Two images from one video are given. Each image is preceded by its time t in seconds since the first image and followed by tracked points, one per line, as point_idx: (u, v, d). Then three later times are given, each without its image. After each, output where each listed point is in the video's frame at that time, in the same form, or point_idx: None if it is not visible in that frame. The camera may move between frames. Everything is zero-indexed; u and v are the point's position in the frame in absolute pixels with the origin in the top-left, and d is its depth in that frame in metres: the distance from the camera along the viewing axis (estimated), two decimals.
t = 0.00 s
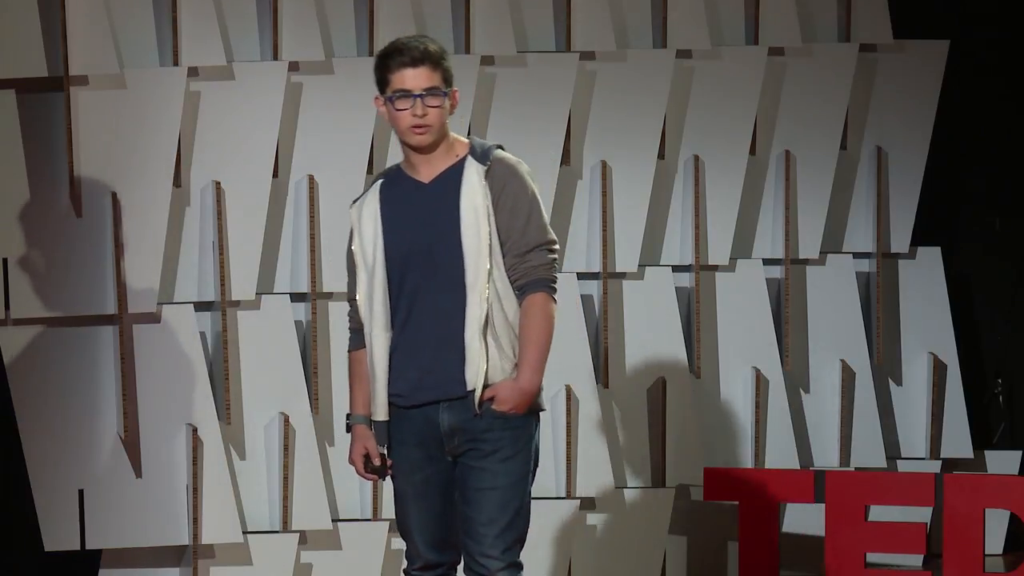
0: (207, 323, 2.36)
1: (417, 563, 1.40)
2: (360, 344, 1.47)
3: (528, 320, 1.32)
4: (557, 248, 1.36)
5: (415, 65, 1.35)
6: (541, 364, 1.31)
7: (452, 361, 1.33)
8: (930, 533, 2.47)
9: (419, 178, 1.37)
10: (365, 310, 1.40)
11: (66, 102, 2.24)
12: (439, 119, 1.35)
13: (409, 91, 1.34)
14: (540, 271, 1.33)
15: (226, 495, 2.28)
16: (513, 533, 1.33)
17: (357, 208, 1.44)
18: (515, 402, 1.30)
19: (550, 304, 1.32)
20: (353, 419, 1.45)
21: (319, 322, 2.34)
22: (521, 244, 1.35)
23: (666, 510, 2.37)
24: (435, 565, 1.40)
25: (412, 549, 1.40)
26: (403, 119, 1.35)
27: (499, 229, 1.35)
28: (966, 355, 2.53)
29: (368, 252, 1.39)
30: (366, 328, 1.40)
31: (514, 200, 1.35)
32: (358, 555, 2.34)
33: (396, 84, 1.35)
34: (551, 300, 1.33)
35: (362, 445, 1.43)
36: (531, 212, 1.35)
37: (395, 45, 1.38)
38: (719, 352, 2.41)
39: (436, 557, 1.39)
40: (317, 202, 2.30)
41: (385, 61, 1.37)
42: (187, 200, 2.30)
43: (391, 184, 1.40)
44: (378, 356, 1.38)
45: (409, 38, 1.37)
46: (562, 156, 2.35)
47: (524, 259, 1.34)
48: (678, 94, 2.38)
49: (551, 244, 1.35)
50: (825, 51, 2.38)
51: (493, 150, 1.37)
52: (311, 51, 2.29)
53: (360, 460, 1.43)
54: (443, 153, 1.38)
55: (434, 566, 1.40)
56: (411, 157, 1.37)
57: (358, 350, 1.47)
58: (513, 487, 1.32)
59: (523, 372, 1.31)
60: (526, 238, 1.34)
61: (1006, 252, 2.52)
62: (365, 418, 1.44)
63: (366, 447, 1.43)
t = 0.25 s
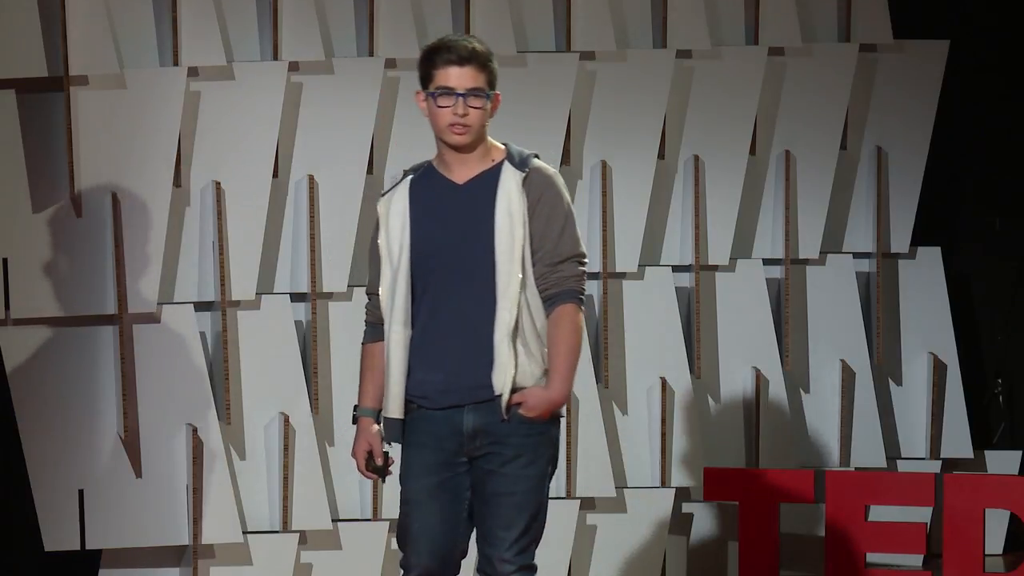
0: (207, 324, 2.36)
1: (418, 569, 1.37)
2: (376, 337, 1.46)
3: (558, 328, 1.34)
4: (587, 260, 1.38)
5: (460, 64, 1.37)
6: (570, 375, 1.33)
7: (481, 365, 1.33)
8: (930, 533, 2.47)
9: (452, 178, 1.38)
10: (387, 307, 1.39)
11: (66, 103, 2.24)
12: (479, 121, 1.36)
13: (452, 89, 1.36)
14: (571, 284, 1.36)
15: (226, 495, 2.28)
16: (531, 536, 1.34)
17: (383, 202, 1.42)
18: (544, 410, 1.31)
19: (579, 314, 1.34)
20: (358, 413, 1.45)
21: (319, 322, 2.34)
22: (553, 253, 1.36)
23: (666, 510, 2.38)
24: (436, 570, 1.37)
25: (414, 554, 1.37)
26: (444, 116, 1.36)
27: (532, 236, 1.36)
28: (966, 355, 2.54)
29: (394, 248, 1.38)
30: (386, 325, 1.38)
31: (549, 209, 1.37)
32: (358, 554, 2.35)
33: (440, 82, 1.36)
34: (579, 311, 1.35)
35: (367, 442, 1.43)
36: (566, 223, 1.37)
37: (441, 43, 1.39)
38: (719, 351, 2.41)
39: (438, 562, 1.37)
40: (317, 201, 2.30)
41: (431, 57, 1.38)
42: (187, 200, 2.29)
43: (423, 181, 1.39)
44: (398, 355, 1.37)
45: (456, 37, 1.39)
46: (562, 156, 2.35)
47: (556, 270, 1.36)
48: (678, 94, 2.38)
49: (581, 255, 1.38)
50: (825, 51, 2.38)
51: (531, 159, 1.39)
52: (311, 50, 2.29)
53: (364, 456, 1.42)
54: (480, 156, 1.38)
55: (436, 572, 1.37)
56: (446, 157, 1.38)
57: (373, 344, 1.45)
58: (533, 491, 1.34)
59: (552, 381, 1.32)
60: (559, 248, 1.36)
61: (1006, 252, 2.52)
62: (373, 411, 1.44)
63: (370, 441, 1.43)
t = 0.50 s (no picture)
0: (207, 324, 2.36)
1: (430, 569, 1.36)
2: (390, 335, 1.45)
3: (581, 331, 1.38)
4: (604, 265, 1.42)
5: (494, 66, 1.37)
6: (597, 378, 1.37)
7: (508, 364, 1.35)
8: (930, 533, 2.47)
9: (474, 178, 1.39)
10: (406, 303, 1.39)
11: (66, 103, 2.24)
12: (507, 124, 1.37)
13: (485, 90, 1.36)
14: (596, 287, 1.40)
15: (226, 495, 2.29)
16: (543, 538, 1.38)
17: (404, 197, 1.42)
18: (578, 414, 1.34)
19: (596, 318, 1.39)
20: (374, 413, 1.44)
21: (319, 322, 2.34)
22: (575, 255, 1.39)
23: (666, 510, 2.38)
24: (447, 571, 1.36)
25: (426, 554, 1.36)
26: (474, 117, 1.36)
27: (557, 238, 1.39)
28: (965, 355, 2.54)
29: (417, 243, 1.38)
30: (404, 320, 1.38)
31: (574, 212, 1.40)
32: (358, 554, 2.35)
33: (472, 81, 1.37)
34: (596, 315, 1.39)
35: (385, 444, 1.41)
36: (589, 228, 1.40)
37: (475, 41, 1.39)
38: (718, 351, 2.42)
39: (450, 563, 1.36)
40: (317, 201, 2.30)
41: (464, 55, 1.38)
42: (187, 200, 2.29)
43: (447, 178, 1.40)
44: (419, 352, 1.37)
45: (491, 37, 1.39)
46: (562, 155, 2.35)
47: (579, 273, 1.39)
48: (678, 94, 2.38)
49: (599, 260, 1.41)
50: (825, 51, 2.38)
51: (556, 162, 1.41)
52: (311, 51, 2.29)
53: (382, 456, 1.41)
54: (504, 158, 1.39)
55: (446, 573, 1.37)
56: (470, 156, 1.39)
57: (387, 341, 1.45)
58: (550, 493, 1.38)
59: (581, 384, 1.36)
60: (580, 251, 1.39)
61: (1006, 252, 2.52)
62: (388, 410, 1.43)
63: (388, 441, 1.41)
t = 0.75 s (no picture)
0: (207, 324, 2.36)
1: (428, 569, 1.37)
2: (393, 327, 1.43)
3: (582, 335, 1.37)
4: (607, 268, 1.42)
5: (518, 67, 1.36)
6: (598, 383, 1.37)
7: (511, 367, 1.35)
8: (930, 533, 2.47)
9: (488, 176, 1.39)
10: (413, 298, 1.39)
11: (66, 103, 2.24)
12: (525, 127, 1.37)
13: (507, 91, 1.36)
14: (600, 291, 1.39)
15: (226, 496, 2.28)
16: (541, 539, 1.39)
17: (415, 189, 1.42)
18: (581, 420, 1.35)
19: (596, 322, 1.38)
20: (374, 402, 1.43)
21: (319, 322, 2.34)
22: (581, 259, 1.39)
23: (666, 510, 2.38)
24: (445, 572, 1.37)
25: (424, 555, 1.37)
26: (494, 117, 1.36)
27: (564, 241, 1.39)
28: (965, 355, 2.54)
29: (426, 238, 1.38)
30: (409, 314, 1.38)
31: (584, 215, 1.39)
32: (358, 554, 2.34)
33: (495, 81, 1.36)
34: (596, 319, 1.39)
35: (386, 434, 1.41)
36: (597, 232, 1.40)
37: (501, 41, 1.39)
38: (718, 351, 2.42)
39: (448, 564, 1.37)
40: (317, 201, 2.30)
41: (489, 54, 1.38)
42: (187, 200, 2.29)
43: (460, 173, 1.40)
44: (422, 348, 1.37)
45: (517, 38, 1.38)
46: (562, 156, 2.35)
47: (581, 276, 1.38)
48: (678, 94, 2.38)
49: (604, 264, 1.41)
50: (825, 51, 2.38)
51: (569, 165, 1.41)
52: (311, 51, 2.29)
53: (381, 447, 1.41)
54: (517, 159, 1.40)
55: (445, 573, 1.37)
56: (486, 154, 1.39)
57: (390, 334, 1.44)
58: (548, 496, 1.38)
59: (585, 389, 1.36)
60: (586, 255, 1.39)
61: (1006, 252, 2.52)
62: (388, 400, 1.42)
63: (387, 432, 1.41)
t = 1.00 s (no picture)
0: (207, 324, 2.36)
1: (413, 568, 1.38)
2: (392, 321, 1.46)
3: (566, 340, 1.35)
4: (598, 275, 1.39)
5: (516, 70, 1.36)
6: (578, 390, 1.34)
7: (493, 369, 1.34)
8: (930, 533, 2.46)
9: (485, 176, 1.40)
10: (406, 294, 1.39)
11: (66, 103, 2.24)
12: (521, 129, 1.37)
13: (501, 94, 1.35)
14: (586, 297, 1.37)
15: (226, 496, 2.28)
16: (532, 541, 1.37)
17: (416, 186, 1.43)
18: (557, 424, 1.33)
19: (581, 328, 1.36)
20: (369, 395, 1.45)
21: (319, 322, 2.34)
22: (568, 262, 1.37)
23: (666, 510, 2.38)
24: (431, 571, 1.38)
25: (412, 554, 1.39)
26: (488, 118, 1.36)
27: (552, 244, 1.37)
28: (965, 355, 2.54)
29: (419, 234, 1.38)
30: (400, 310, 1.39)
31: (573, 220, 1.38)
32: (358, 554, 2.35)
33: (492, 83, 1.36)
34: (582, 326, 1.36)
35: (376, 425, 1.41)
36: (587, 235, 1.38)
37: (503, 42, 1.38)
38: (718, 352, 2.42)
39: (433, 563, 1.38)
40: (317, 201, 2.30)
41: (489, 56, 1.38)
42: (187, 200, 2.29)
43: (461, 171, 1.41)
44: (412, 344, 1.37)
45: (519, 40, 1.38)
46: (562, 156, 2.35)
47: (568, 280, 1.37)
48: (678, 94, 2.38)
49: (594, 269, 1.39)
50: (825, 51, 2.38)
51: (566, 168, 1.39)
52: (311, 51, 2.29)
53: (370, 436, 1.41)
54: (516, 160, 1.39)
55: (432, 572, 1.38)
56: (484, 155, 1.39)
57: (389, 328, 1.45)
58: (534, 498, 1.36)
59: (564, 395, 1.33)
60: (574, 258, 1.37)
61: (1006, 252, 2.52)
62: (381, 392, 1.44)
63: (376, 420, 1.41)
